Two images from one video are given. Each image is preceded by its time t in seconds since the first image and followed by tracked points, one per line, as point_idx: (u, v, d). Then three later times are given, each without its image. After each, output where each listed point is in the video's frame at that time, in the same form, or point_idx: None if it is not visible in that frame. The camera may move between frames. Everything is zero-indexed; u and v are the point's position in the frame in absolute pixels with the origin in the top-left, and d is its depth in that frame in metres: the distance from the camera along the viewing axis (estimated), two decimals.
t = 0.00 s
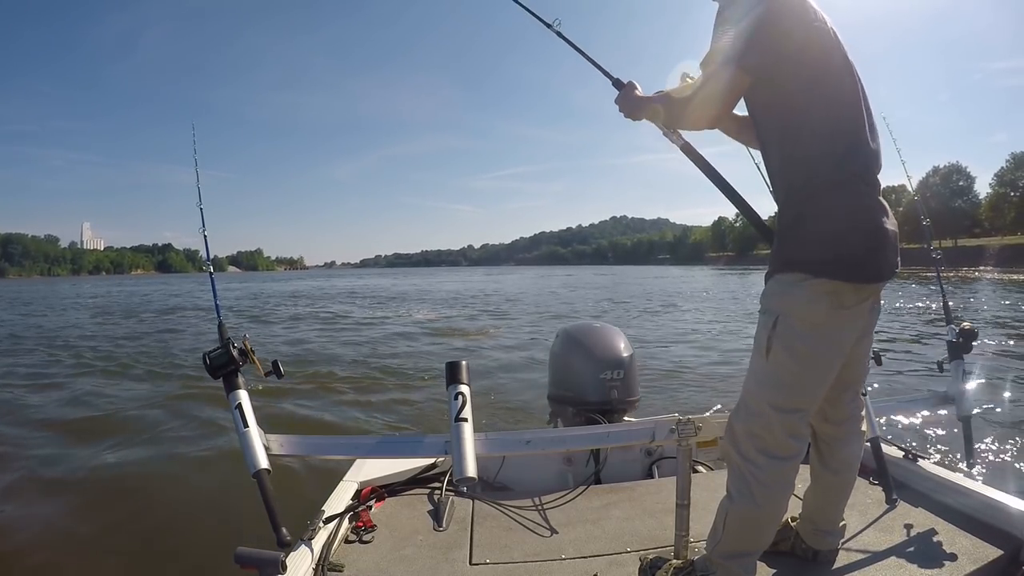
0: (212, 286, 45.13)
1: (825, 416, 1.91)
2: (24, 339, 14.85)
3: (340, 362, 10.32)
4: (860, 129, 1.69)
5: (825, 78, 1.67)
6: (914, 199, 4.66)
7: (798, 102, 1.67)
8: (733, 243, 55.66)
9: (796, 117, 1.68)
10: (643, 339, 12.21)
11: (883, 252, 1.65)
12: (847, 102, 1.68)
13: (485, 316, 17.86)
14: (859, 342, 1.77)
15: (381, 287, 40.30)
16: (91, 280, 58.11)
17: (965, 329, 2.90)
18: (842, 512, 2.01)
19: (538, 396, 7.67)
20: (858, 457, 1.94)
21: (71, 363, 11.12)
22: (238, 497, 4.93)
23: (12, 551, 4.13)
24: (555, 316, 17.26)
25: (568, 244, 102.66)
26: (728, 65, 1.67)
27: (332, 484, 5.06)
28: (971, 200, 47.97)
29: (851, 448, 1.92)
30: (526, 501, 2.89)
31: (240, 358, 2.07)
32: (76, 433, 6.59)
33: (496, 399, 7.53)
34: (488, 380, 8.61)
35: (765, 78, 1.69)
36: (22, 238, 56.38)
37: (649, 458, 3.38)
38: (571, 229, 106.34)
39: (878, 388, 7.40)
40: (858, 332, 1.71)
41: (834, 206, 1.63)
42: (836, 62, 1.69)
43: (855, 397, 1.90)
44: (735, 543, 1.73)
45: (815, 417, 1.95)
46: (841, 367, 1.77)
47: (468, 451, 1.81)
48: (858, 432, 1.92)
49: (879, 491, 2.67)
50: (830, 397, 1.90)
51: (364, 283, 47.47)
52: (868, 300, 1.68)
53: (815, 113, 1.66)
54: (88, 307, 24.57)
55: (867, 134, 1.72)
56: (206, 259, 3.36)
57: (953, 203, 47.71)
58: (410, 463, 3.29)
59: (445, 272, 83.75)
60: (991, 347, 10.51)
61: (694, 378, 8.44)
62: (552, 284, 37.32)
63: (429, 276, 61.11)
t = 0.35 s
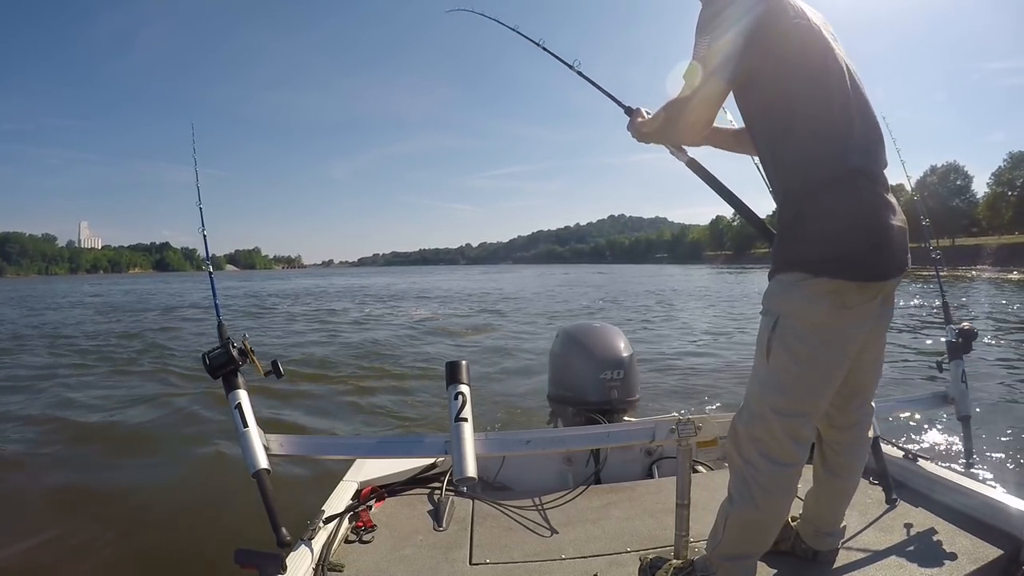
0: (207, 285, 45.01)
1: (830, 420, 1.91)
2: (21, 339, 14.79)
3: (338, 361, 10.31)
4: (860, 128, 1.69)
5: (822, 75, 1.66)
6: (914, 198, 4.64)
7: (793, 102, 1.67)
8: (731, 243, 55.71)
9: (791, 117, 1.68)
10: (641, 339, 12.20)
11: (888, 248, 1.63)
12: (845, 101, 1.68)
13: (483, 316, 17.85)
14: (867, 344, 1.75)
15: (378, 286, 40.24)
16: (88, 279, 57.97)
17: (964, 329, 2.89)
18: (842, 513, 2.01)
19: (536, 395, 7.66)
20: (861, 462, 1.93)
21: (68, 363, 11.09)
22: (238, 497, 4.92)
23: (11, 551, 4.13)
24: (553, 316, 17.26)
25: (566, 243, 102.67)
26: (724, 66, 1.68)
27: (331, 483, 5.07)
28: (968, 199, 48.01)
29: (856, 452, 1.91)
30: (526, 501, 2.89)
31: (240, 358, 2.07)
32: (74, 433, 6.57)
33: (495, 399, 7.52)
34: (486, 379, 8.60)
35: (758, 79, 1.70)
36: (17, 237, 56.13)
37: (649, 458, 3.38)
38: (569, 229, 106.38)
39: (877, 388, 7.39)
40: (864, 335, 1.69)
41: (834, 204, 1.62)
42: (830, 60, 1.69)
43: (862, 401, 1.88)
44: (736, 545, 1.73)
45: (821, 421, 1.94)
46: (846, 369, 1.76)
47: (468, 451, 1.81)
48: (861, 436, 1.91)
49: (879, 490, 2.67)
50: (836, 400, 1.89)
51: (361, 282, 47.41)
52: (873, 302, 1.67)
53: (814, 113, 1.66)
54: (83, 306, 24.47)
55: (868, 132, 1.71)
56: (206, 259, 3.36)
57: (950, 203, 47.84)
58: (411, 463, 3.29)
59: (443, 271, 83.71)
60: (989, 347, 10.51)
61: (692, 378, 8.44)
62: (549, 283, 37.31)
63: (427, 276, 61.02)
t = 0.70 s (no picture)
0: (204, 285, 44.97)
1: (833, 422, 1.91)
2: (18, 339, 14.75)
3: (337, 361, 10.30)
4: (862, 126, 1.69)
5: (821, 74, 1.67)
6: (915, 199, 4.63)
7: (794, 102, 1.67)
8: (729, 243, 55.77)
9: (792, 118, 1.68)
10: (639, 339, 12.21)
11: (892, 247, 1.63)
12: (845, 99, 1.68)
13: (482, 315, 17.85)
14: (870, 345, 1.75)
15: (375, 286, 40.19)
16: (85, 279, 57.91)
17: (964, 329, 2.89)
18: (842, 514, 2.01)
19: (535, 395, 7.66)
20: (863, 463, 1.92)
21: (65, 363, 11.07)
22: (237, 497, 4.91)
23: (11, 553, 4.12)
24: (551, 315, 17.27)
25: (565, 243, 102.72)
26: (721, 69, 1.68)
27: (330, 483, 5.07)
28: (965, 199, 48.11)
29: (858, 455, 1.91)
30: (526, 501, 2.89)
31: (240, 358, 2.07)
32: (72, 434, 6.56)
33: (494, 398, 7.52)
34: (485, 379, 8.61)
35: (752, 81, 1.70)
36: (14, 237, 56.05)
37: (649, 458, 3.38)
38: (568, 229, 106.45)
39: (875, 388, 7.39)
40: (868, 337, 1.69)
41: (834, 204, 1.62)
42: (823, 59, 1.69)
43: (865, 403, 1.88)
44: (737, 545, 1.73)
45: (824, 423, 1.94)
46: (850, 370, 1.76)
47: (468, 451, 1.81)
48: (864, 438, 1.90)
49: (879, 490, 2.67)
50: (839, 402, 1.89)
51: (359, 282, 47.37)
52: (877, 305, 1.67)
53: (815, 112, 1.66)
54: (80, 306, 24.41)
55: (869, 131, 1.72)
56: (205, 258, 3.35)
57: (946, 203, 47.99)
58: (411, 463, 3.29)
59: (441, 271, 83.71)
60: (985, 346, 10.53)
61: (690, 377, 8.44)
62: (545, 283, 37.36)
63: (424, 275, 61.01)
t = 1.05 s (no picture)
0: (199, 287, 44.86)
1: (832, 421, 1.91)
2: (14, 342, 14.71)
3: (334, 362, 10.29)
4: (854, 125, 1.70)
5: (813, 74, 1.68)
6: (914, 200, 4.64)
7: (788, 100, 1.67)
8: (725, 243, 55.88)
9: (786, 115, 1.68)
10: (636, 339, 12.22)
11: (886, 242, 1.63)
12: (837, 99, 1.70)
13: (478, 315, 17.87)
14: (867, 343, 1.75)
15: (371, 287, 40.20)
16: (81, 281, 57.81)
17: (964, 329, 2.89)
18: (842, 514, 2.01)
19: (533, 395, 7.67)
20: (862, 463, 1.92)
21: (62, 366, 11.04)
22: (236, 499, 4.91)
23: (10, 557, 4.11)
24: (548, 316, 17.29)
25: (562, 243, 102.79)
26: (716, 69, 1.69)
27: (329, 484, 5.07)
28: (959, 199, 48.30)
29: (857, 454, 1.91)
30: (527, 501, 2.89)
31: (240, 358, 2.07)
32: (70, 436, 6.55)
33: (492, 398, 7.53)
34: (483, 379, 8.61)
35: (747, 81, 1.70)
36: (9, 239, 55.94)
37: (649, 458, 3.39)
38: (565, 229, 106.53)
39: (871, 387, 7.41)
40: (864, 335, 1.70)
41: (830, 200, 1.62)
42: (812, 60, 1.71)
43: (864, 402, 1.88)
44: (736, 542, 1.73)
45: (822, 422, 1.94)
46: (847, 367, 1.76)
47: (468, 452, 1.81)
48: (863, 438, 1.90)
49: (879, 490, 2.67)
50: (837, 401, 1.89)
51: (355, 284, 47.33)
52: (874, 303, 1.67)
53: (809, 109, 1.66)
54: (74, 310, 24.35)
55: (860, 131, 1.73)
56: (203, 260, 3.35)
57: (940, 203, 48.18)
58: (411, 463, 3.29)
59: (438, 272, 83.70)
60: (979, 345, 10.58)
61: (687, 377, 8.45)
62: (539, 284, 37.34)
63: (420, 277, 60.96)
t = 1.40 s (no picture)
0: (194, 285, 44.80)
1: (826, 419, 1.92)
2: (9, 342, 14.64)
3: (332, 362, 10.28)
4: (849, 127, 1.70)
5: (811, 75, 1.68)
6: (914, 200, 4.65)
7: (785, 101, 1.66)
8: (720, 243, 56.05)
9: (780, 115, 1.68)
10: (633, 339, 12.23)
11: (874, 246, 1.64)
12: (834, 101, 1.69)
13: (475, 315, 17.87)
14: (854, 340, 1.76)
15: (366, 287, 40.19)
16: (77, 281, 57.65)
17: (964, 330, 2.89)
18: (840, 512, 2.01)
19: (531, 395, 7.68)
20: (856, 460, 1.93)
21: (58, 366, 11.00)
22: (234, 499, 4.90)
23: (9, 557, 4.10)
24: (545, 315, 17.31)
25: (559, 243, 102.86)
26: (716, 67, 1.68)
27: (327, 483, 5.07)
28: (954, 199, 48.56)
29: (852, 451, 1.91)
30: (527, 501, 2.89)
31: (240, 358, 2.07)
32: (68, 437, 6.53)
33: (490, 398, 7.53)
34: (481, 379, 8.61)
35: (746, 79, 1.68)
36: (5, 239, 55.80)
37: (649, 458, 3.39)
38: (563, 229, 106.65)
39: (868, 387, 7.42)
40: (853, 331, 1.70)
41: (817, 201, 1.63)
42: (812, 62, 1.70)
43: (856, 400, 1.88)
44: (728, 540, 1.73)
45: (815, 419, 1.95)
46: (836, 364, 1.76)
47: (468, 451, 1.81)
48: (856, 435, 1.91)
49: (879, 491, 2.67)
50: (828, 399, 1.90)
51: (350, 284, 47.28)
52: (861, 301, 1.67)
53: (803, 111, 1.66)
54: (69, 309, 24.26)
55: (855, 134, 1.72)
56: (203, 260, 3.34)
57: (936, 203, 48.27)
58: (410, 463, 3.29)
59: (435, 272, 83.69)
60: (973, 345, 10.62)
61: (684, 377, 8.46)
62: (534, 283, 37.36)
63: (417, 276, 60.93)
